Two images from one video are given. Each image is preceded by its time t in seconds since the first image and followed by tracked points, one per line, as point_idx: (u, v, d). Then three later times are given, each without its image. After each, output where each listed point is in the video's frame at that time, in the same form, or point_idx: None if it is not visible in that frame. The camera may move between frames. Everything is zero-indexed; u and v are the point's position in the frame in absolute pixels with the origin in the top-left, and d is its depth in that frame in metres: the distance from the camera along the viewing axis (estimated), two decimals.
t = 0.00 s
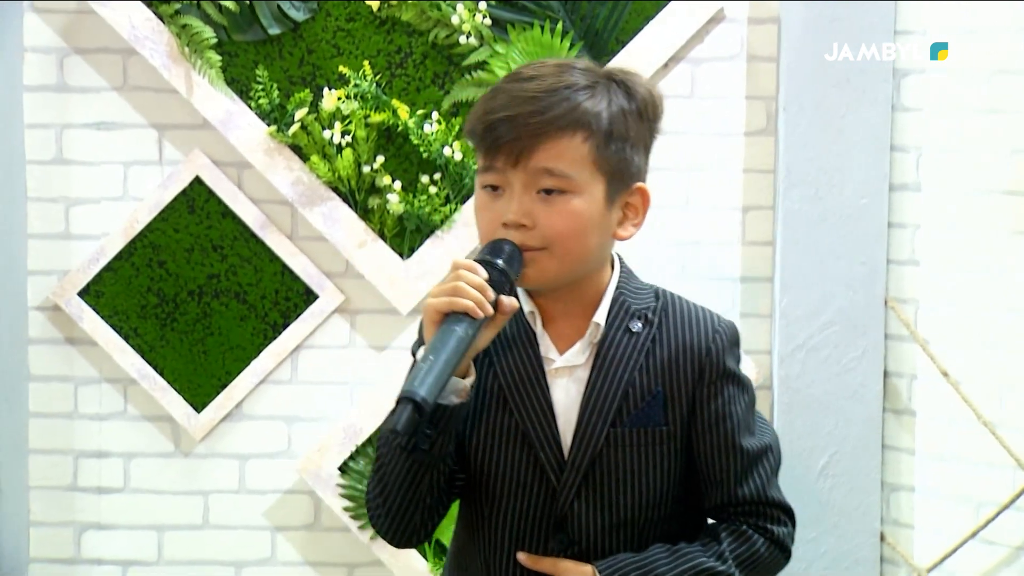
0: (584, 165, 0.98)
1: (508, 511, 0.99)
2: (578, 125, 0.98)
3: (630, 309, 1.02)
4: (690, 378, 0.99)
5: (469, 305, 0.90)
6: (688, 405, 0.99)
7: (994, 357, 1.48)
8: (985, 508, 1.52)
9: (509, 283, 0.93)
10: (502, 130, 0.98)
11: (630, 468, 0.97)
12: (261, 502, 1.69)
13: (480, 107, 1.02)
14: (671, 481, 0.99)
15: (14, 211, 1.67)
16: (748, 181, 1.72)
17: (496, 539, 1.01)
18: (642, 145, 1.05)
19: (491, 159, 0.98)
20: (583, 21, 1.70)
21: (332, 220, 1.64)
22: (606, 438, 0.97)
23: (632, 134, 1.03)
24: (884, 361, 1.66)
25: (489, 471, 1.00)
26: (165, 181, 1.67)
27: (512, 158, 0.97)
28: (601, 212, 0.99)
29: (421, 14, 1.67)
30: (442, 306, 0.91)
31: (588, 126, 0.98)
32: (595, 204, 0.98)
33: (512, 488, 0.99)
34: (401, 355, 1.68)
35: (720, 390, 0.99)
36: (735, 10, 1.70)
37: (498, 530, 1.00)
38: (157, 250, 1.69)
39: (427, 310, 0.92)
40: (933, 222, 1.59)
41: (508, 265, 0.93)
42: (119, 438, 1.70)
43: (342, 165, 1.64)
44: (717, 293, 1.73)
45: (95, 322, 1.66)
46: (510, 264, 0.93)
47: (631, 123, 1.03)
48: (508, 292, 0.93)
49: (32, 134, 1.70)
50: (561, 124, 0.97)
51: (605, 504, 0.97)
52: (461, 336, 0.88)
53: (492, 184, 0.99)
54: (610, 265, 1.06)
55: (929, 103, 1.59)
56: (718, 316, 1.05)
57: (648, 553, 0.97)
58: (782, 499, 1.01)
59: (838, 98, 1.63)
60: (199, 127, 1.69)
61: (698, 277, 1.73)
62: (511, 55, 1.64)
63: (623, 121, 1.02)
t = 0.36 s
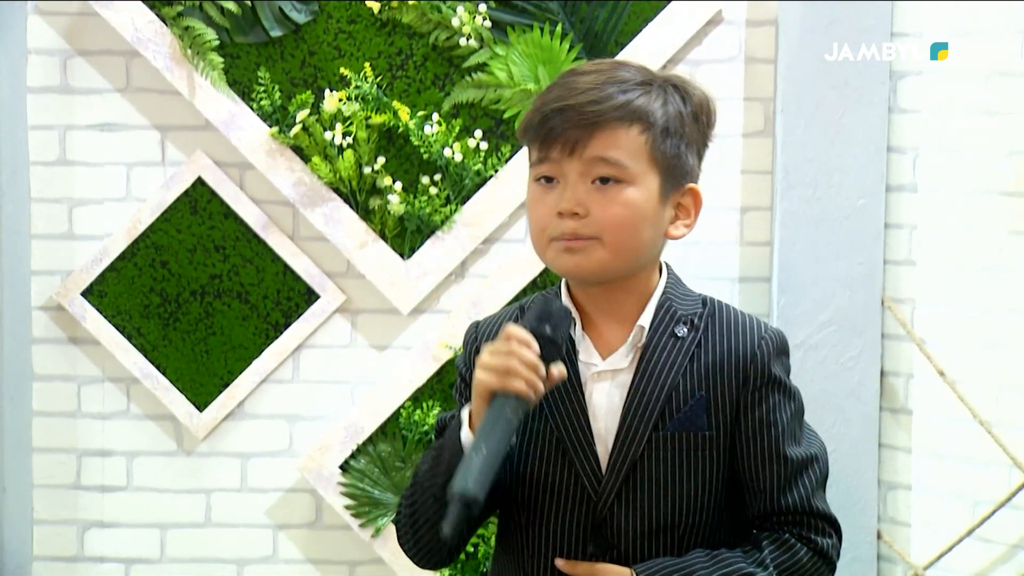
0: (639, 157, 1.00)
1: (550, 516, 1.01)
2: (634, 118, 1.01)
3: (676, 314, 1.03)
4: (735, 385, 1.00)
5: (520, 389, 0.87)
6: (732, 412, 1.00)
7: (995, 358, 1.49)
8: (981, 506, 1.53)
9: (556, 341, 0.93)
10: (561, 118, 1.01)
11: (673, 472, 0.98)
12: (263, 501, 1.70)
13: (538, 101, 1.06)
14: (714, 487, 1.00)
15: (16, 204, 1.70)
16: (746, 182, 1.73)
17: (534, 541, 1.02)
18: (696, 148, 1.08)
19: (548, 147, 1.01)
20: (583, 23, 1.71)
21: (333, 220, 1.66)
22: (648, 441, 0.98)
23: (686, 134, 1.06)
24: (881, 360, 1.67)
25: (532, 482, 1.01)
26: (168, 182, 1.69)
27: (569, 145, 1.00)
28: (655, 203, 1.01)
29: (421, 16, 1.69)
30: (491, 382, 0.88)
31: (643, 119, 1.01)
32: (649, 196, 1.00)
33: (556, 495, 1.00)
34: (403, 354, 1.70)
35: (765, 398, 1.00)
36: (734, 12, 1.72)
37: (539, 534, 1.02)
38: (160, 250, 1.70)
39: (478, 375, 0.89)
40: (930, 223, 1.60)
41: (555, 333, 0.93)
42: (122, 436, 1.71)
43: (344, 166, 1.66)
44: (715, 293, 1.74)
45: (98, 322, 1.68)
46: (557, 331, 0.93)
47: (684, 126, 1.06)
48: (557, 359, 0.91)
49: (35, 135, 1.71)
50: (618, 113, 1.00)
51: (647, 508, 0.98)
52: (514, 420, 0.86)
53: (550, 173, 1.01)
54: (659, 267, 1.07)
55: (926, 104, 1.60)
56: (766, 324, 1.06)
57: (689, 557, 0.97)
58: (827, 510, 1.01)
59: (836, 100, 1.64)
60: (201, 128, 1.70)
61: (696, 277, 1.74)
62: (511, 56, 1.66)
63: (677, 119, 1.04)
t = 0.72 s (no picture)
0: (640, 154, 1.03)
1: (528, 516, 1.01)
2: (637, 116, 1.04)
3: (657, 317, 1.04)
4: (714, 387, 1.01)
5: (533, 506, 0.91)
6: (711, 415, 1.00)
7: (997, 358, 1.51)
8: (978, 505, 1.54)
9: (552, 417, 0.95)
10: (567, 108, 1.03)
11: (651, 474, 0.99)
12: (265, 499, 1.71)
13: (541, 94, 1.08)
14: (690, 488, 1.01)
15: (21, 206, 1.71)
16: (745, 182, 1.74)
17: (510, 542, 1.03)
18: (689, 158, 1.11)
19: (550, 137, 1.03)
20: (583, 24, 1.72)
21: (335, 220, 1.67)
22: (627, 443, 0.99)
23: (683, 141, 1.09)
24: (879, 359, 1.68)
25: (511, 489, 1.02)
26: (170, 182, 1.70)
27: (572, 136, 1.02)
28: (651, 202, 1.03)
29: (422, 17, 1.70)
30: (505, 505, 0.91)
31: (646, 118, 1.04)
32: (646, 193, 1.03)
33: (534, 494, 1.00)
34: (404, 354, 1.70)
35: (742, 402, 1.01)
36: (733, 13, 1.73)
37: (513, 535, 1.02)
38: (162, 250, 1.71)
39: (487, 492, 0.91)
40: (929, 224, 1.61)
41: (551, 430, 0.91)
42: (126, 436, 1.72)
43: (345, 166, 1.67)
44: (714, 293, 1.75)
45: (101, 321, 1.69)
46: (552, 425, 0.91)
47: (681, 133, 1.09)
48: (553, 450, 0.92)
49: (39, 136, 1.72)
50: (622, 110, 1.03)
51: (625, 509, 0.99)
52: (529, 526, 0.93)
53: (549, 163, 1.03)
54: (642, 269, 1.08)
55: (925, 104, 1.61)
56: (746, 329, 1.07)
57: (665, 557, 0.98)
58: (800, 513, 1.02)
59: (835, 100, 1.65)
60: (203, 129, 1.71)
61: (695, 277, 1.75)
62: (511, 57, 1.67)
63: (675, 124, 1.08)
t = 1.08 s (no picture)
0: (566, 150, 1.08)
1: (448, 497, 1.03)
2: (561, 115, 1.09)
3: (578, 311, 1.10)
4: (635, 380, 1.06)
5: (454, 324, 0.92)
6: (631, 407, 1.06)
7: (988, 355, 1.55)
8: (980, 502, 1.57)
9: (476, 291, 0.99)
10: (496, 105, 1.07)
11: (576, 462, 1.03)
12: (268, 497, 1.72)
13: (468, 92, 1.12)
14: (609, 478, 1.05)
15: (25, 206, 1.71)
16: (747, 180, 1.74)
17: (430, 527, 1.03)
18: (609, 155, 1.16)
19: (480, 133, 1.08)
20: (585, 23, 1.72)
21: (338, 219, 1.67)
22: (553, 430, 1.02)
23: (604, 140, 1.14)
24: (881, 357, 1.68)
25: (428, 460, 1.03)
26: (173, 180, 1.70)
27: (500, 133, 1.07)
28: (576, 198, 1.08)
29: (425, 16, 1.70)
30: (422, 322, 0.92)
31: (570, 117, 1.10)
32: (570, 188, 1.08)
33: (455, 474, 1.02)
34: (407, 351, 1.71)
35: (659, 396, 1.07)
36: (734, 12, 1.73)
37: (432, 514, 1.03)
38: (165, 248, 1.72)
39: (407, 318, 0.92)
40: (933, 221, 1.63)
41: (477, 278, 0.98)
42: (129, 433, 1.73)
43: (348, 165, 1.67)
44: (716, 291, 1.75)
45: (105, 319, 1.70)
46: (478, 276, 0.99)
47: (605, 135, 1.15)
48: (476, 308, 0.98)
49: (43, 134, 1.72)
50: (548, 108, 1.08)
51: (548, 494, 1.02)
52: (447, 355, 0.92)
53: (478, 158, 1.07)
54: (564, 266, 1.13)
55: (927, 104, 1.63)
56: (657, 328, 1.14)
57: (587, 544, 1.03)
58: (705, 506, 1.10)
59: (838, 99, 1.65)
60: (206, 127, 1.72)
61: (696, 275, 1.75)
62: (513, 56, 1.68)
63: (597, 123, 1.13)
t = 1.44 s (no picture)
0: (487, 135, 1.21)
1: (402, 466, 1.13)
2: (480, 104, 1.21)
3: (510, 292, 1.23)
4: (569, 359, 1.21)
5: (400, 199, 1.05)
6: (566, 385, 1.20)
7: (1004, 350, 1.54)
8: (988, 499, 1.58)
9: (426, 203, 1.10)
10: (420, 96, 1.19)
11: (520, 437, 1.16)
12: (277, 493, 1.72)
13: (390, 85, 1.23)
14: (548, 450, 1.19)
15: (36, 201, 1.70)
16: (756, 176, 1.74)
17: (384, 494, 1.13)
18: (526, 143, 1.30)
19: (407, 123, 1.19)
20: (594, 19, 1.72)
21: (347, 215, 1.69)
22: (500, 409, 1.15)
23: (520, 129, 1.28)
24: (891, 353, 1.68)
25: (378, 425, 1.13)
26: (183, 176, 1.70)
27: (425, 121, 1.18)
28: (499, 180, 1.21)
29: (434, 12, 1.71)
30: (374, 197, 1.04)
31: (487, 106, 1.22)
32: (494, 171, 1.20)
33: (406, 442, 1.13)
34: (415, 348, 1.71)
35: (588, 373, 1.22)
36: (744, 7, 1.72)
37: (385, 481, 1.13)
38: (175, 244, 1.72)
39: (357, 202, 1.04)
40: (943, 217, 1.63)
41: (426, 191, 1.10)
42: (139, 428, 1.73)
43: (358, 161, 1.67)
44: (724, 288, 1.75)
45: (115, 315, 1.70)
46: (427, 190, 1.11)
47: (518, 120, 1.28)
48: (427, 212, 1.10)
49: (52, 130, 1.73)
50: (467, 97, 1.21)
51: (497, 471, 1.14)
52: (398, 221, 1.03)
53: (406, 146, 1.18)
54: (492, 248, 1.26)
55: (936, 101, 1.63)
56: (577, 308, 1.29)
57: (538, 522, 1.15)
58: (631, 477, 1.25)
59: (848, 95, 1.65)
60: (215, 124, 1.72)
61: (705, 271, 1.75)
62: (522, 52, 1.69)
63: (513, 112, 1.27)
